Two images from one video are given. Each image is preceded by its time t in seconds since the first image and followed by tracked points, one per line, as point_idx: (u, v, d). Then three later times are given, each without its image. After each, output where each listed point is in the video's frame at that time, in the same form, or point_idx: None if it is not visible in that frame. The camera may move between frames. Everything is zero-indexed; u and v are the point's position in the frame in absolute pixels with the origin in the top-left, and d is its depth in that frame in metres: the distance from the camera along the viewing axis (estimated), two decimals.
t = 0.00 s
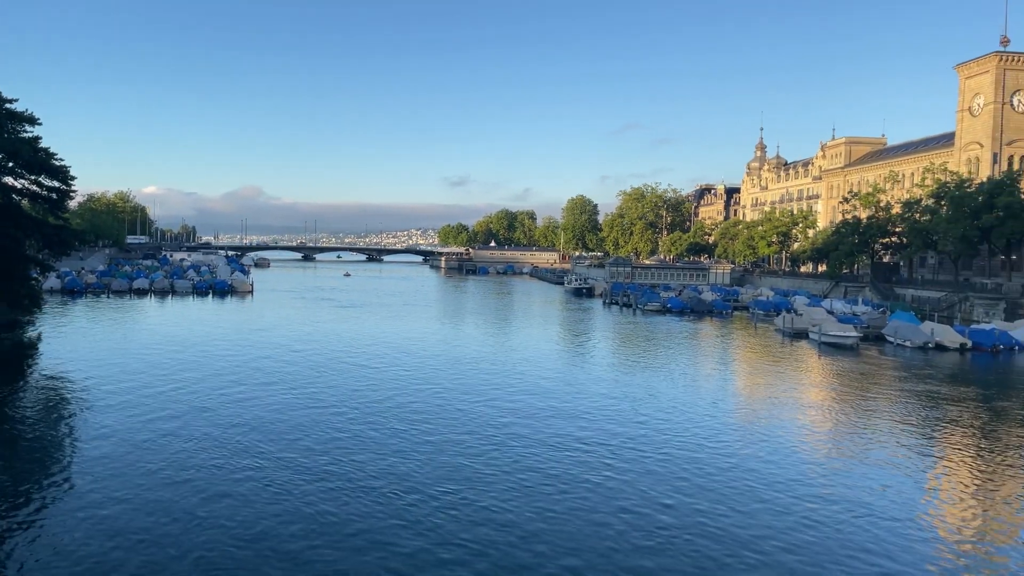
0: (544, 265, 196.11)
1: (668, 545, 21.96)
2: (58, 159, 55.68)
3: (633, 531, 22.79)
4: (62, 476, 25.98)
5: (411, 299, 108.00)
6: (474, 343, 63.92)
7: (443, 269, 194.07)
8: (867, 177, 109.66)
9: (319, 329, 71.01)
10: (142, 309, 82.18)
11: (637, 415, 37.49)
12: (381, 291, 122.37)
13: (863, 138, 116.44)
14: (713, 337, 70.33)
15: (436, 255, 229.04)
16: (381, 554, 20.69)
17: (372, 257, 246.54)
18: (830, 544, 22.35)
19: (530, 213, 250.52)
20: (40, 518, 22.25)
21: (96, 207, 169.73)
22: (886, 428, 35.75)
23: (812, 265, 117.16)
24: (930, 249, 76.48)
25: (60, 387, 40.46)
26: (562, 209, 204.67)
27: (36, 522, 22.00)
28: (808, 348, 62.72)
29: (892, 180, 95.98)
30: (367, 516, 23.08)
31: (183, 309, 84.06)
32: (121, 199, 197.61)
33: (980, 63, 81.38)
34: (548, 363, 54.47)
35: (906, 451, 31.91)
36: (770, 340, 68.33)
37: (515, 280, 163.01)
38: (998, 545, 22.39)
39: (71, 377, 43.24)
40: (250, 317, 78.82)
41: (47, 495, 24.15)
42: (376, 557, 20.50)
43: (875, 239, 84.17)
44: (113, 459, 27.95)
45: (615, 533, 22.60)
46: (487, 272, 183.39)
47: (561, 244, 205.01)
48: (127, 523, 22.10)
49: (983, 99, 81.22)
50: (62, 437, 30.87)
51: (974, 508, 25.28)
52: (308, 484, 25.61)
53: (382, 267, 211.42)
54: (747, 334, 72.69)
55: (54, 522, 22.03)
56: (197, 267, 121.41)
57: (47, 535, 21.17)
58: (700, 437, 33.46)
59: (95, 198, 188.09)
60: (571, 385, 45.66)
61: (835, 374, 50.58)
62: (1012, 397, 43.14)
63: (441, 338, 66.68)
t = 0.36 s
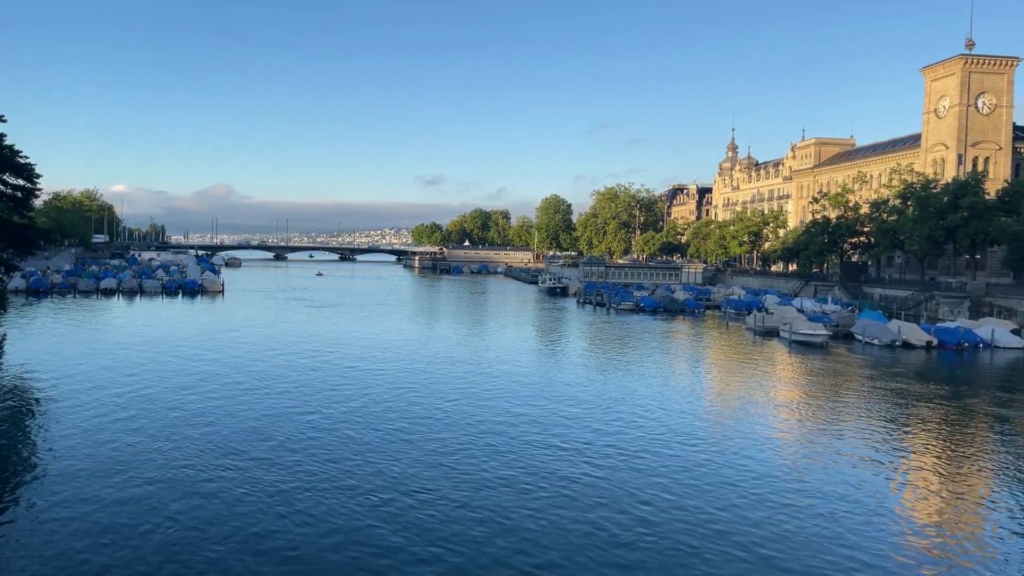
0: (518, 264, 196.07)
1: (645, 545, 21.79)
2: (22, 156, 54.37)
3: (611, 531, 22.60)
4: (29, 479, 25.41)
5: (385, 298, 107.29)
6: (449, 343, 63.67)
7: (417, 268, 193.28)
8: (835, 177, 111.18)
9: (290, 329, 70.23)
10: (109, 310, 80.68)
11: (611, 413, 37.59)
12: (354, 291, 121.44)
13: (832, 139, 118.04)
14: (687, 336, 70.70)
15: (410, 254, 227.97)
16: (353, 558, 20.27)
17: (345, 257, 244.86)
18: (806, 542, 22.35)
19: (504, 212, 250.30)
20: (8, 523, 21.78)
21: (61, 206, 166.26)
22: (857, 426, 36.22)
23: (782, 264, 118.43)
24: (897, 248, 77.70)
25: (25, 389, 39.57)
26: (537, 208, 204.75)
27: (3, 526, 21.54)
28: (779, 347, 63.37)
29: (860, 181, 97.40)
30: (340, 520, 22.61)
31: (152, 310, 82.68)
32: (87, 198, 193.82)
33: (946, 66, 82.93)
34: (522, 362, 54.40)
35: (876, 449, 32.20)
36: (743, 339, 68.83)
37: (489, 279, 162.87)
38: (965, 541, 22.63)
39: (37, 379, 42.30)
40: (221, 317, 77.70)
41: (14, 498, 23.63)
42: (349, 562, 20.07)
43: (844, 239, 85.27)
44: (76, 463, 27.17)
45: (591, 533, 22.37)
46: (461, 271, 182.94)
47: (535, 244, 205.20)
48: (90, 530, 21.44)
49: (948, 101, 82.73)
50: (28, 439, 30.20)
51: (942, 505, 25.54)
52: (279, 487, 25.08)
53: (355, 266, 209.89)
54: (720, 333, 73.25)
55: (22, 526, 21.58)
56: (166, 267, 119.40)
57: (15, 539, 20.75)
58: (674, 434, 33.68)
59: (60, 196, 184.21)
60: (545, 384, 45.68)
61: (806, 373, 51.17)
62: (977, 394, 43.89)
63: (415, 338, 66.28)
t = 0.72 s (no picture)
0: (495, 264, 195.97)
1: (626, 544, 21.65)
2: None
3: (591, 529, 22.46)
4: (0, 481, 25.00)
5: (361, 298, 106.63)
6: (426, 344, 63.43)
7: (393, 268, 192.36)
8: (809, 178, 112.49)
9: (265, 329, 69.52)
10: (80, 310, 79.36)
11: (589, 412, 37.69)
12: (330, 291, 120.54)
13: (805, 140, 119.39)
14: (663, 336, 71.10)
15: (387, 254, 226.87)
16: (330, 561, 19.91)
17: (321, 257, 243.04)
18: (785, 540, 22.35)
19: (481, 211, 250.02)
20: None
21: (30, 204, 163.11)
22: (831, 424, 36.58)
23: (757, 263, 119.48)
24: (869, 248, 78.74)
25: None
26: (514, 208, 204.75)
27: None
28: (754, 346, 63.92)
29: (834, 181, 98.59)
30: (318, 521, 22.29)
31: (123, 311, 81.43)
32: (57, 197, 190.41)
33: (916, 69, 84.20)
34: (500, 362, 54.35)
35: (851, 448, 32.42)
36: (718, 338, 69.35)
37: (466, 279, 162.63)
38: (938, 539, 22.78)
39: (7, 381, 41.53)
40: (194, 317, 76.72)
41: None
42: (325, 565, 19.71)
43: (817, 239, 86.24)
44: (45, 466, 26.53)
45: (572, 531, 22.36)
46: (438, 271, 182.42)
47: (512, 244, 205.23)
48: (63, 533, 21.03)
49: (918, 103, 84.00)
50: None
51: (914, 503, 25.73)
52: (254, 489, 24.62)
53: (331, 267, 208.19)
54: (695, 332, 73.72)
55: None
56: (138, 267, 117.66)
57: None
58: (651, 432, 33.88)
59: (29, 195, 180.77)
60: (523, 383, 45.66)
61: (780, 371, 51.66)
62: (948, 393, 44.55)
63: (392, 338, 65.95)
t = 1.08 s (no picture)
0: (476, 263, 195.70)
1: (607, 540, 21.78)
2: None
3: (573, 527, 22.50)
4: None
5: (341, 298, 105.93)
6: (406, 344, 63.16)
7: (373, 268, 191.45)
8: (786, 178, 113.54)
9: (244, 330, 68.81)
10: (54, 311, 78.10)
11: (570, 411, 37.78)
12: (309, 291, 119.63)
13: (783, 141, 120.42)
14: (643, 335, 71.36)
15: (366, 254, 225.69)
16: (313, 560, 19.83)
17: (300, 257, 241.28)
18: (765, 536, 22.50)
19: (461, 211, 249.52)
20: None
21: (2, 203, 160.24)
22: (809, 422, 36.90)
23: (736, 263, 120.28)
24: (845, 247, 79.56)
25: None
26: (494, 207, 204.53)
27: None
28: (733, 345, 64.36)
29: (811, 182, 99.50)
30: (301, 519, 22.25)
31: (98, 311, 80.23)
32: (30, 195, 187.33)
33: (891, 70, 85.24)
34: (480, 362, 54.22)
35: (829, 447, 32.40)
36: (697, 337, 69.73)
37: (447, 279, 162.29)
38: (915, 538, 22.81)
39: None
40: (171, 318, 75.77)
41: None
42: (307, 565, 19.56)
43: (794, 238, 86.99)
44: (16, 469, 25.99)
45: (554, 527, 22.50)
46: (418, 271, 181.80)
47: (492, 243, 205.01)
48: (43, 533, 20.85)
49: (893, 104, 85.04)
50: None
51: (893, 504, 25.67)
52: (236, 489, 24.51)
53: (310, 267, 206.66)
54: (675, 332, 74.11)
55: None
56: (114, 267, 116.04)
57: None
58: (632, 430, 34.06)
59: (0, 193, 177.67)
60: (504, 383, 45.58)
61: (759, 370, 52.02)
62: (922, 390, 45.13)
63: (372, 339, 65.60)
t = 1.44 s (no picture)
0: (457, 263, 195.55)
1: (588, 535, 21.98)
2: None
3: (554, 523, 22.66)
4: None
5: (321, 298, 105.29)
6: (387, 344, 62.94)
7: (353, 268, 190.50)
8: (765, 178, 114.52)
9: (223, 330, 68.17)
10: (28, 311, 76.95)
11: (552, 409, 37.90)
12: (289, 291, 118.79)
13: (761, 141, 121.42)
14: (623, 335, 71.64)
15: (347, 253, 224.44)
16: (295, 558, 19.86)
17: (279, 257, 239.59)
18: (744, 531, 22.82)
19: (442, 211, 248.95)
20: None
21: None
22: (787, 421, 37.26)
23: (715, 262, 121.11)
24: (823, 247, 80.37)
25: None
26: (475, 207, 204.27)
27: None
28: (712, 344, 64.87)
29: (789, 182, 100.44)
30: (284, 517, 22.24)
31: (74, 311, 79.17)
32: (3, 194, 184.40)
33: (868, 72, 86.16)
34: (461, 362, 54.12)
35: (810, 447, 32.61)
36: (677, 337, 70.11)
37: (428, 279, 161.99)
38: (889, 535, 23.10)
39: None
40: (149, 318, 74.96)
41: None
42: (289, 562, 19.59)
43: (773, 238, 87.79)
44: None
45: (534, 523, 22.66)
46: (399, 271, 181.26)
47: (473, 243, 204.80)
48: (23, 534, 20.72)
49: (869, 106, 85.97)
50: None
51: (871, 502, 25.92)
52: (218, 488, 24.44)
53: (289, 266, 205.18)
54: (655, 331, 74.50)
55: None
56: (90, 267, 114.54)
57: None
58: (613, 428, 34.28)
59: None
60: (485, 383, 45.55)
61: (738, 369, 52.43)
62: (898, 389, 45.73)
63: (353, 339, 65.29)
